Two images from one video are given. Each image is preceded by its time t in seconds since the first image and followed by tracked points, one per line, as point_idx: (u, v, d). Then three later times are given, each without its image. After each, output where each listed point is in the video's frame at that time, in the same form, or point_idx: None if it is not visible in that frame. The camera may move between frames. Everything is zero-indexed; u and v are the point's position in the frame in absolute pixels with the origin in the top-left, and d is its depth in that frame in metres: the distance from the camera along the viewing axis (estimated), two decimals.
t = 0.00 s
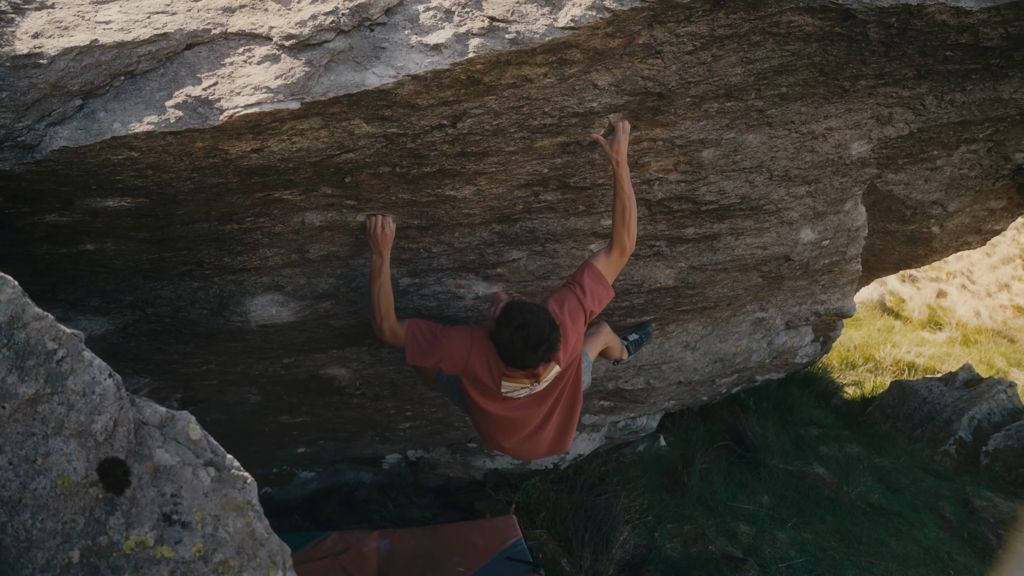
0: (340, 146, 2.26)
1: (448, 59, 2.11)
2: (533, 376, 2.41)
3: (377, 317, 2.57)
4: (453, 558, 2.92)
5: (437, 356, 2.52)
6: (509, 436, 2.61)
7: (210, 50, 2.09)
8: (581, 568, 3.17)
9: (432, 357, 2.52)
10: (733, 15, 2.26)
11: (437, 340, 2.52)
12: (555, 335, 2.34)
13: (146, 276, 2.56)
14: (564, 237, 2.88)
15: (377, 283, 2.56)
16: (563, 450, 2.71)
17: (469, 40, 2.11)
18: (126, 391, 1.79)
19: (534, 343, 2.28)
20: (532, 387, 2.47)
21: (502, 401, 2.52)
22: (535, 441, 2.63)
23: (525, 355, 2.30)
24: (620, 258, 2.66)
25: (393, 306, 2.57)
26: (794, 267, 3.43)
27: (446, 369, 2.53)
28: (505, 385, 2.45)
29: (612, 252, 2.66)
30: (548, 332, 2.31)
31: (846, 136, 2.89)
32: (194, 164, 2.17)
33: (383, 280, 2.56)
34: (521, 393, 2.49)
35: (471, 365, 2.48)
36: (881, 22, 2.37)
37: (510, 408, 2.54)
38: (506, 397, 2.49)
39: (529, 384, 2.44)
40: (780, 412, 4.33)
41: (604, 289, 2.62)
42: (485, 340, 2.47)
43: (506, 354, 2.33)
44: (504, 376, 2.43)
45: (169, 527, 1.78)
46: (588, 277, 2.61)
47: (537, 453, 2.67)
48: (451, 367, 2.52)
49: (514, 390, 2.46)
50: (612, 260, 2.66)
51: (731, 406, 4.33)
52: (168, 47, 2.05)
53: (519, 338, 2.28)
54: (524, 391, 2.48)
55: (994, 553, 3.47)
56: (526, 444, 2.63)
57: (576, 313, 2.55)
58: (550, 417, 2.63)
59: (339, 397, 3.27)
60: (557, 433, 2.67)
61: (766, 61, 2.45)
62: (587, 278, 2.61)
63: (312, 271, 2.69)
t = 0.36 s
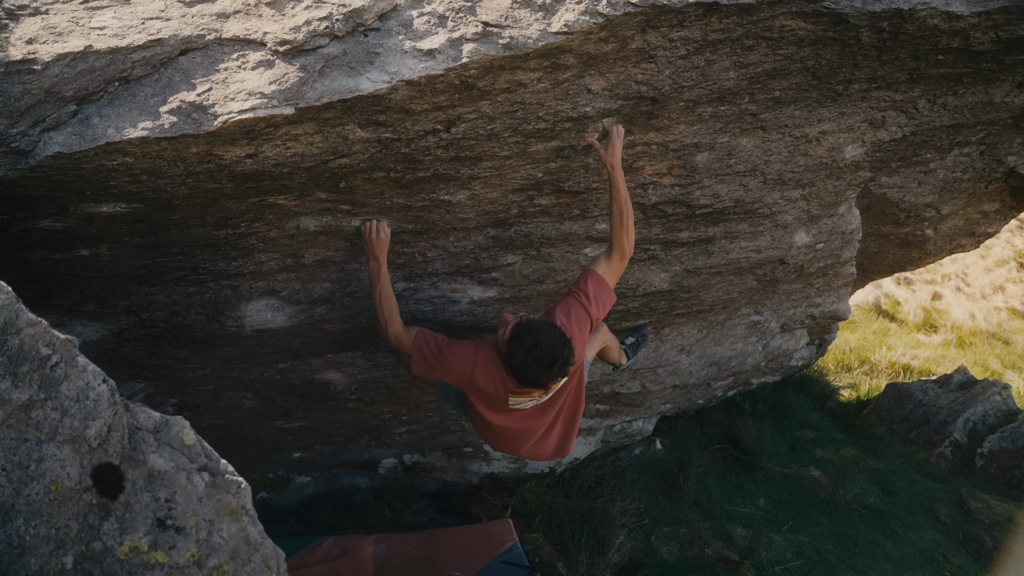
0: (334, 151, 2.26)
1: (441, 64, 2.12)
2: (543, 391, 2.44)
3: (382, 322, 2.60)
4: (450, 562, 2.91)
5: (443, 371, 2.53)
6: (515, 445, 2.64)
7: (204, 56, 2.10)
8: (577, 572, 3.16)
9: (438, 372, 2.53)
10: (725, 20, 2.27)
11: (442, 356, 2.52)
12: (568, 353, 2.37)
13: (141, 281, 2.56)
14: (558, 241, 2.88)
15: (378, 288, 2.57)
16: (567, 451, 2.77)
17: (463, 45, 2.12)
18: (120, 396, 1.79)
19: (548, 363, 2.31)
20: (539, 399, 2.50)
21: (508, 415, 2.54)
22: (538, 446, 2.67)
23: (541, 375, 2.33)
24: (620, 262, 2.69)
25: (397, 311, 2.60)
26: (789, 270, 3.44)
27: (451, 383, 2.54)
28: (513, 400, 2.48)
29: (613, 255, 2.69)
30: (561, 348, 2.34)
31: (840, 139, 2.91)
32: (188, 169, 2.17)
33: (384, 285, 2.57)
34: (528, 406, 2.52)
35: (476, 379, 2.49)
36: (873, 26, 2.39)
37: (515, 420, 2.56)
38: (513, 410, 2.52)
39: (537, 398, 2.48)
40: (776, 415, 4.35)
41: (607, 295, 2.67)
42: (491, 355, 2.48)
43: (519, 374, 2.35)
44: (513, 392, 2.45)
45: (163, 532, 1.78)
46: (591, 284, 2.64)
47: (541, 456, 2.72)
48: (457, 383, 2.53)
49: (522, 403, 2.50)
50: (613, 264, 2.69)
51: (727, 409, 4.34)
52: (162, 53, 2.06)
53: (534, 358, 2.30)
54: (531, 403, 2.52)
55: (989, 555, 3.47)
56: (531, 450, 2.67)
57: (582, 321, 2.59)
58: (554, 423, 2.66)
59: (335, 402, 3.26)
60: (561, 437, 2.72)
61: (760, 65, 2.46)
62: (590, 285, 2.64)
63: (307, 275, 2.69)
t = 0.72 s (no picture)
0: (328, 158, 2.28)
1: (434, 72, 2.14)
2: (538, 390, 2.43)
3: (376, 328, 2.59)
4: (446, 567, 2.92)
5: (438, 373, 2.55)
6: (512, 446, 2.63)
7: (199, 64, 2.11)
8: None
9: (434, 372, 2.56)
10: (717, 27, 2.29)
11: (438, 358, 2.55)
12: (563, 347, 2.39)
13: (135, 288, 2.57)
14: (552, 247, 2.90)
15: (373, 295, 2.57)
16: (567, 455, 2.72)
17: (455, 53, 2.14)
18: (115, 404, 1.80)
19: (542, 356, 2.32)
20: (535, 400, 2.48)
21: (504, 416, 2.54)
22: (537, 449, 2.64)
23: (537, 369, 2.34)
24: (619, 268, 2.67)
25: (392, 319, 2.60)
26: (782, 275, 3.45)
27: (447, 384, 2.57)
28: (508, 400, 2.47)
29: (610, 260, 2.66)
30: (553, 340, 2.36)
31: (831, 145, 2.93)
32: (183, 177, 2.18)
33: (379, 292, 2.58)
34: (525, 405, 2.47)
35: (471, 379, 2.51)
36: (863, 33, 2.42)
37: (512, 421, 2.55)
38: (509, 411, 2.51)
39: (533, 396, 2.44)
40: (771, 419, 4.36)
41: (604, 299, 2.66)
42: (486, 356, 2.51)
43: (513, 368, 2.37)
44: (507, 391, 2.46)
45: (157, 538, 1.78)
46: (588, 287, 2.64)
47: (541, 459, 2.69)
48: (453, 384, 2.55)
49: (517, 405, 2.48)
50: (611, 269, 2.66)
51: (721, 414, 4.35)
52: (157, 62, 2.07)
53: (528, 351, 2.32)
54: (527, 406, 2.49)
55: (983, 558, 3.49)
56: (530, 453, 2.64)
57: (578, 323, 2.59)
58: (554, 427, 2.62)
59: (330, 408, 3.27)
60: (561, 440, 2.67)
61: (751, 72, 2.48)
62: (586, 288, 2.64)
63: (302, 282, 2.70)
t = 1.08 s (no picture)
0: (324, 170, 2.29)
1: (429, 85, 2.16)
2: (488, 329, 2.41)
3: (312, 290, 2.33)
4: None
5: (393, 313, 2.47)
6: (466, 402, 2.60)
7: (196, 77, 2.12)
8: None
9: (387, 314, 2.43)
10: (709, 39, 2.33)
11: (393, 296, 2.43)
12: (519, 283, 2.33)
13: (132, 299, 2.58)
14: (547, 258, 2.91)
15: (310, 262, 2.26)
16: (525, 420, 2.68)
17: (451, 66, 2.17)
18: (112, 415, 1.80)
19: (496, 279, 2.25)
20: (487, 344, 2.45)
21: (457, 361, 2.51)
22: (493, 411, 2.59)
23: (490, 296, 2.27)
24: (609, 274, 2.56)
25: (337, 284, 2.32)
26: (777, 284, 3.46)
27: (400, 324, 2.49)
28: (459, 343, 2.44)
29: (603, 262, 2.55)
30: (507, 264, 2.28)
31: (824, 155, 2.95)
32: (180, 189, 2.19)
33: (322, 260, 2.27)
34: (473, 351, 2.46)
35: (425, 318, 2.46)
36: (854, 45, 2.46)
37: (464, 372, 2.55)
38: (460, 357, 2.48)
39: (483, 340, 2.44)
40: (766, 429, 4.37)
41: (585, 284, 2.53)
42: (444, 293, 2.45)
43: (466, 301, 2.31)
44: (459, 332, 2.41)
45: (153, 550, 1.78)
46: (572, 263, 2.53)
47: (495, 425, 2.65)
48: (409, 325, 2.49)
49: (468, 348, 2.45)
50: (600, 267, 2.55)
51: (717, 423, 4.35)
52: (154, 74, 2.09)
53: (482, 281, 2.25)
54: (479, 351, 2.47)
55: (979, 567, 3.50)
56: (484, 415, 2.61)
57: (548, 286, 2.50)
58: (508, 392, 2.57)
59: (326, 418, 3.27)
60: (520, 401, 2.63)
61: (744, 83, 2.51)
62: (573, 264, 2.53)
63: (298, 293, 2.71)
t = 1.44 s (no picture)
0: (323, 186, 2.30)
1: (428, 101, 2.18)
2: (500, 334, 2.32)
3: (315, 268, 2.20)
4: None
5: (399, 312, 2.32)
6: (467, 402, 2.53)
7: (196, 93, 2.14)
8: None
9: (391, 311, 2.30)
10: (706, 55, 2.36)
11: (399, 293, 2.28)
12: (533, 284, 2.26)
13: (131, 314, 2.58)
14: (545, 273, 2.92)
15: (292, 235, 2.11)
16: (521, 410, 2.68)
17: (449, 82, 2.19)
18: (113, 430, 1.80)
19: (508, 274, 2.16)
20: (497, 348, 2.37)
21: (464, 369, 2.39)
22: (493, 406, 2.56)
23: (503, 290, 2.17)
24: (614, 285, 2.56)
25: (336, 255, 2.16)
26: (774, 298, 3.48)
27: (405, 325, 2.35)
28: (469, 347, 2.33)
29: (608, 275, 2.55)
30: (518, 258, 2.19)
31: (820, 169, 2.98)
32: (179, 205, 2.20)
33: (302, 229, 2.11)
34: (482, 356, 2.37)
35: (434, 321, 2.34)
36: (849, 61, 2.50)
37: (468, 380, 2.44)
38: (470, 362, 2.37)
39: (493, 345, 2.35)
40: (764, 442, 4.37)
41: (594, 292, 2.51)
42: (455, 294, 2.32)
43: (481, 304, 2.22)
44: (470, 337, 2.30)
45: (153, 566, 1.78)
46: (582, 270, 2.51)
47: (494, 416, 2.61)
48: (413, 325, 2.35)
49: (477, 353, 2.35)
50: (605, 279, 2.55)
51: (715, 437, 4.35)
52: (154, 91, 2.10)
53: (498, 282, 2.16)
54: (488, 356, 2.37)
55: None
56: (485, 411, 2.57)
57: (559, 290, 2.45)
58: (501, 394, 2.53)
59: (324, 433, 3.27)
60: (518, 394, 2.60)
61: (740, 98, 2.54)
62: (583, 271, 2.51)
63: (296, 308, 2.71)
